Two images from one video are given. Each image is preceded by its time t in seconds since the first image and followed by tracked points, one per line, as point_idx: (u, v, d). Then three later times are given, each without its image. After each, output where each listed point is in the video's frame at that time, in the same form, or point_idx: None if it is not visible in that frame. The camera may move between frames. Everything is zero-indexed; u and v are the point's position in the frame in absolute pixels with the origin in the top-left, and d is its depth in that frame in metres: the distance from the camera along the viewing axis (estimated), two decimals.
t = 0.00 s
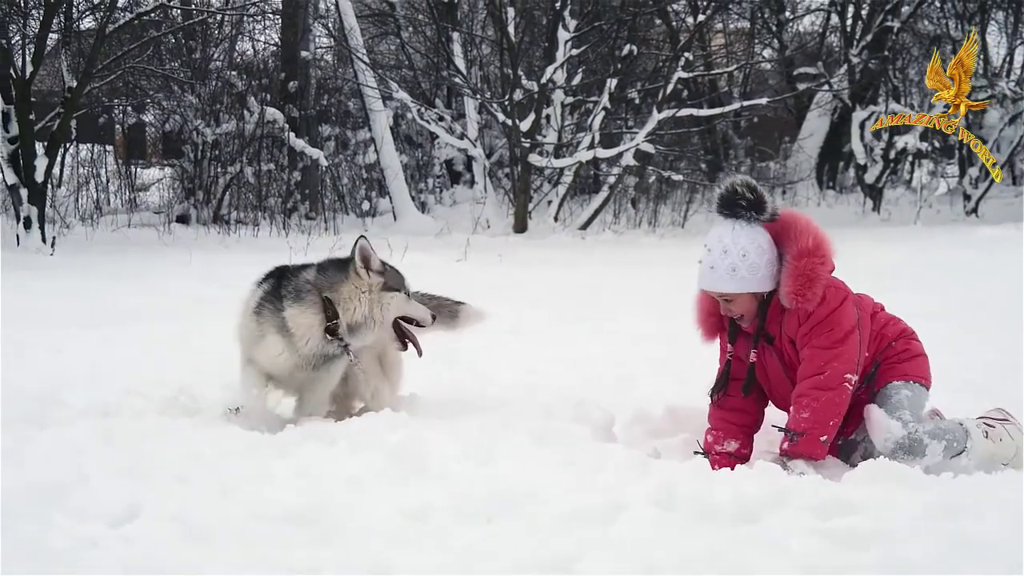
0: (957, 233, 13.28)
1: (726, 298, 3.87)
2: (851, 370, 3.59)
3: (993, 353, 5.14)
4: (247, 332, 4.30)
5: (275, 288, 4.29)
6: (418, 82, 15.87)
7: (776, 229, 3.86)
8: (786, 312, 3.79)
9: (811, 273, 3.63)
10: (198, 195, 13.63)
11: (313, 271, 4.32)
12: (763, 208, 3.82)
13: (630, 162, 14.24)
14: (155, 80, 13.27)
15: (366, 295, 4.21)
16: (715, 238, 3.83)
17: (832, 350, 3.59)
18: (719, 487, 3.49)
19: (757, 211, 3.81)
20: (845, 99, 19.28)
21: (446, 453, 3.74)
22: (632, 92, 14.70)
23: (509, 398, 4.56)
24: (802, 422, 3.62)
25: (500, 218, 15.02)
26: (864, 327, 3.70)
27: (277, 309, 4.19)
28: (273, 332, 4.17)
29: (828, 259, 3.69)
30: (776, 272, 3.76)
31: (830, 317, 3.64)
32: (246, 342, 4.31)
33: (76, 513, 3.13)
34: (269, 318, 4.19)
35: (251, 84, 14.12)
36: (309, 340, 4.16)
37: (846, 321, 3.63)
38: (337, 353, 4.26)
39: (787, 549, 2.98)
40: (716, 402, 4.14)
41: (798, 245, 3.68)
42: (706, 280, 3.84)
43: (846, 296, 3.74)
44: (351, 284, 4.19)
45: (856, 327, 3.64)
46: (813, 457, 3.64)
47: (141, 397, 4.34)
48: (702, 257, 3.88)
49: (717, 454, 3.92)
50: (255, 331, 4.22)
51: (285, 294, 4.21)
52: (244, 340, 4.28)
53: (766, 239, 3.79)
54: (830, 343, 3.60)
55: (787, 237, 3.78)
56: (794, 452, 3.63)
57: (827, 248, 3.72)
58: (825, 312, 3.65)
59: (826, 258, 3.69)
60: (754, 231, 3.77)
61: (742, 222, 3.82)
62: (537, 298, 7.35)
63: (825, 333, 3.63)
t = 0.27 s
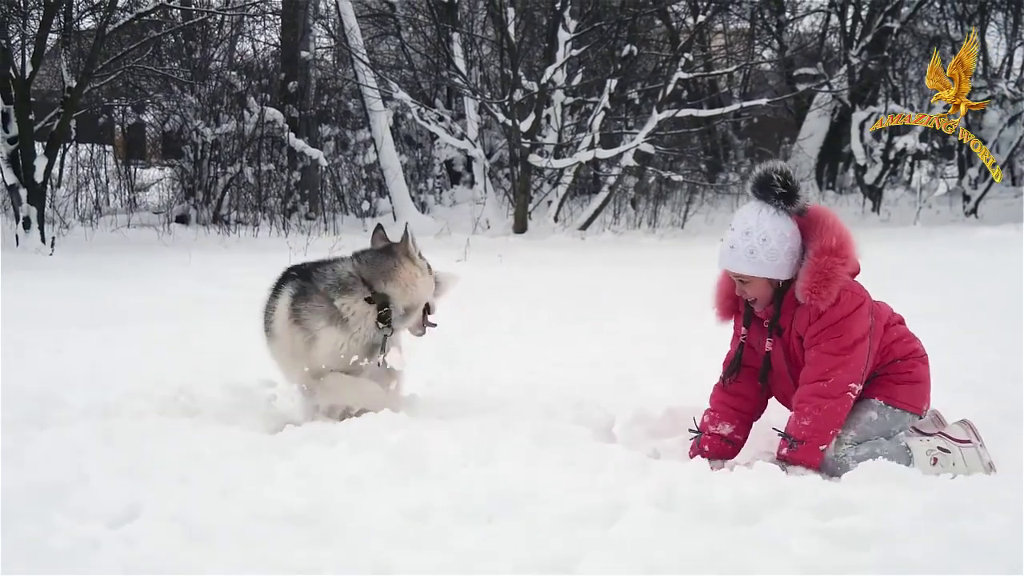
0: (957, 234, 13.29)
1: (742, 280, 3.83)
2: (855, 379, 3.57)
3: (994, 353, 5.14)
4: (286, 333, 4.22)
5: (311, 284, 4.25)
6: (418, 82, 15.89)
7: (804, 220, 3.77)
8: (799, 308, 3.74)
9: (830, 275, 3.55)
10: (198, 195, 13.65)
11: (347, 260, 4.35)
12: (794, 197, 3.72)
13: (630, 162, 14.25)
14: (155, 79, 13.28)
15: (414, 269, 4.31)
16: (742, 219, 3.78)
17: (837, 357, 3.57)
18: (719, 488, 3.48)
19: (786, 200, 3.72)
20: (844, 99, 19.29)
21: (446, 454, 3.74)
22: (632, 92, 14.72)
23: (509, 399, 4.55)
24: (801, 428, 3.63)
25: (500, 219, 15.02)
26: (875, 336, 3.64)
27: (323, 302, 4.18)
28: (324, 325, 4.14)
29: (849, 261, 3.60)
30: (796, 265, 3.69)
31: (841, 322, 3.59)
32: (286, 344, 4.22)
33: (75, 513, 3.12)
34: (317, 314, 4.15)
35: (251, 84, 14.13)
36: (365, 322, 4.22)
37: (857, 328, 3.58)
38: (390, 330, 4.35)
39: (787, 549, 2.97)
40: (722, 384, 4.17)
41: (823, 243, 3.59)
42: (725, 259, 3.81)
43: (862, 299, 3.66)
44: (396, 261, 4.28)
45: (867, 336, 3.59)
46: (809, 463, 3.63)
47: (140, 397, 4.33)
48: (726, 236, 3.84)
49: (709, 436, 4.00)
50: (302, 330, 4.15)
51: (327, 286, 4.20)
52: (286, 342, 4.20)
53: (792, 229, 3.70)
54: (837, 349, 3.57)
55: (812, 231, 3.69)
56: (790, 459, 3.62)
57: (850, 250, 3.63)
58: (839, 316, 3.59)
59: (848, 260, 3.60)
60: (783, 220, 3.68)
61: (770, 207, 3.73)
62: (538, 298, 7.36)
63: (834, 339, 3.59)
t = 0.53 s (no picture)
0: (955, 235, 13.33)
1: (758, 270, 3.88)
2: (842, 403, 3.63)
3: (994, 355, 5.12)
4: (332, 341, 4.17)
5: (360, 293, 4.28)
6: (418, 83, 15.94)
7: (828, 223, 3.73)
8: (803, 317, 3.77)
9: (832, 296, 3.57)
10: (197, 195, 13.61)
11: (389, 268, 4.49)
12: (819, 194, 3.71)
13: (630, 163, 14.27)
14: (154, 79, 13.19)
15: (450, 269, 4.79)
16: (767, 208, 3.80)
17: (828, 380, 3.62)
18: (718, 488, 3.49)
19: (812, 196, 3.72)
20: (843, 101, 19.32)
21: (446, 454, 3.74)
22: (632, 92, 14.75)
23: (508, 400, 4.54)
24: (789, 445, 3.68)
25: (499, 219, 15.03)
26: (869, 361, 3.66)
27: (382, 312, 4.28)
28: (388, 334, 4.28)
29: (857, 283, 3.58)
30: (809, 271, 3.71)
31: (837, 344, 3.63)
32: (334, 352, 4.18)
33: (75, 514, 3.12)
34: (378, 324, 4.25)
35: (250, 83, 14.12)
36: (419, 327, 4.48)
37: (852, 353, 3.62)
38: (431, 330, 4.67)
39: (786, 550, 2.98)
40: (734, 365, 4.30)
41: (836, 259, 3.58)
42: (743, 246, 3.86)
43: (867, 320, 3.66)
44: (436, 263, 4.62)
45: (859, 362, 3.62)
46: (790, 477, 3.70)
47: (139, 398, 4.32)
48: (748, 222, 3.88)
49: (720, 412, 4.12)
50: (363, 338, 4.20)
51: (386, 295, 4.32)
52: (338, 351, 4.16)
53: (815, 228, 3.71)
54: (828, 371, 3.62)
55: (833, 238, 3.67)
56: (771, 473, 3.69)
57: (864, 268, 3.60)
58: (834, 337, 3.63)
59: (857, 281, 3.58)
60: (806, 221, 3.68)
61: (796, 201, 3.74)
62: (537, 298, 7.37)
63: (826, 361, 3.63)
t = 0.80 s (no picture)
0: (942, 239, 13.36)
1: (771, 271, 3.90)
2: (835, 414, 3.63)
3: (980, 359, 5.14)
4: (362, 344, 4.32)
5: (388, 298, 4.39)
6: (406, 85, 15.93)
7: (846, 234, 3.69)
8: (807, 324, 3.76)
9: (838, 308, 3.55)
10: (184, 197, 13.71)
11: (416, 274, 4.53)
12: (836, 203, 3.66)
13: (617, 167, 14.27)
14: (141, 82, 13.17)
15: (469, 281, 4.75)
16: (786, 211, 3.81)
17: (824, 390, 3.62)
18: (705, 494, 3.48)
19: (829, 206, 3.68)
20: (831, 105, 19.34)
21: (431, 459, 3.73)
22: (619, 96, 14.77)
23: (494, 404, 4.54)
24: (778, 449, 3.70)
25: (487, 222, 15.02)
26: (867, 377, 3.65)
27: (412, 317, 4.39)
28: (417, 340, 4.41)
29: (866, 296, 3.55)
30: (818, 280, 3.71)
31: (837, 355, 3.63)
32: (363, 355, 4.32)
33: (57, 519, 3.11)
34: (408, 329, 4.39)
35: (237, 86, 14.14)
36: (444, 336, 4.55)
37: (852, 366, 3.62)
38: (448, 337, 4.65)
39: (770, 555, 2.97)
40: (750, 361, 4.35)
41: (848, 272, 3.55)
42: (760, 247, 3.88)
43: (871, 335, 3.64)
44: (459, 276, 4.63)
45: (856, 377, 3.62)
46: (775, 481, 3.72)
47: (125, 401, 4.31)
48: (767, 221, 3.91)
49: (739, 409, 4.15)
50: (392, 343, 4.34)
51: (416, 301, 4.42)
52: (367, 354, 4.30)
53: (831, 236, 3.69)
54: (825, 381, 3.63)
55: (849, 249, 3.64)
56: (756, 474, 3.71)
57: (876, 283, 3.56)
58: (834, 348, 3.63)
59: (867, 297, 3.55)
60: (822, 229, 3.67)
61: (813, 206, 3.72)
62: (523, 302, 7.36)
63: (825, 370, 3.64)
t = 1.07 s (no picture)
0: (923, 244, 13.44)
1: (779, 270, 3.91)
2: (824, 422, 3.64)
3: (960, 364, 5.16)
4: (367, 340, 4.34)
5: (392, 295, 4.45)
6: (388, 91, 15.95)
7: (861, 242, 3.69)
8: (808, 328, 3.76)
9: (839, 317, 3.56)
10: (165, 201, 13.63)
11: (417, 274, 4.61)
12: (849, 206, 3.66)
13: (599, 171, 14.33)
14: (122, 85, 13.41)
15: (469, 281, 4.84)
16: (800, 209, 3.83)
17: (816, 396, 3.63)
18: (689, 498, 3.48)
19: (841, 206, 3.68)
20: (813, 110, 19.42)
21: (414, 463, 3.73)
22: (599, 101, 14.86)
23: (476, 409, 4.57)
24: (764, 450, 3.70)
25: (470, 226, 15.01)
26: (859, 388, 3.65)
27: (417, 317, 4.47)
28: (420, 339, 4.47)
29: (870, 308, 3.55)
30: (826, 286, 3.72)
31: (834, 364, 3.64)
32: (367, 351, 4.34)
33: (39, 524, 3.10)
34: (412, 327, 4.44)
35: (219, 90, 14.30)
36: (443, 335, 4.64)
37: (847, 375, 3.62)
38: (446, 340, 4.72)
39: (756, 559, 2.97)
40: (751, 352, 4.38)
41: (855, 283, 3.56)
42: (769, 244, 3.90)
43: (869, 348, 3.64)
44: (460, 275, 4.74)
45: (849, 387, 3.63)
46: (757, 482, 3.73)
47: (107, 405, 4.31)
48: (779, 219, 3.92)
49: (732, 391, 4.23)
50: (397, 340, 4.38)
51: (420, 302, 4.50)
52: (371, 351, 4.33)
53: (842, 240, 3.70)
54: (819, 389, 3.63)
55: (861, 258, 3.64)
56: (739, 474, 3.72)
57: (883, 298, 3.57)
58: (831, 357, 3.64)
59: (870, 310, 3.56)
60: (834, 233, 3.68)
61: (827, 208, 3.73)
62: (503, 306, 7.38)
63: (819, 378, 3.64)
